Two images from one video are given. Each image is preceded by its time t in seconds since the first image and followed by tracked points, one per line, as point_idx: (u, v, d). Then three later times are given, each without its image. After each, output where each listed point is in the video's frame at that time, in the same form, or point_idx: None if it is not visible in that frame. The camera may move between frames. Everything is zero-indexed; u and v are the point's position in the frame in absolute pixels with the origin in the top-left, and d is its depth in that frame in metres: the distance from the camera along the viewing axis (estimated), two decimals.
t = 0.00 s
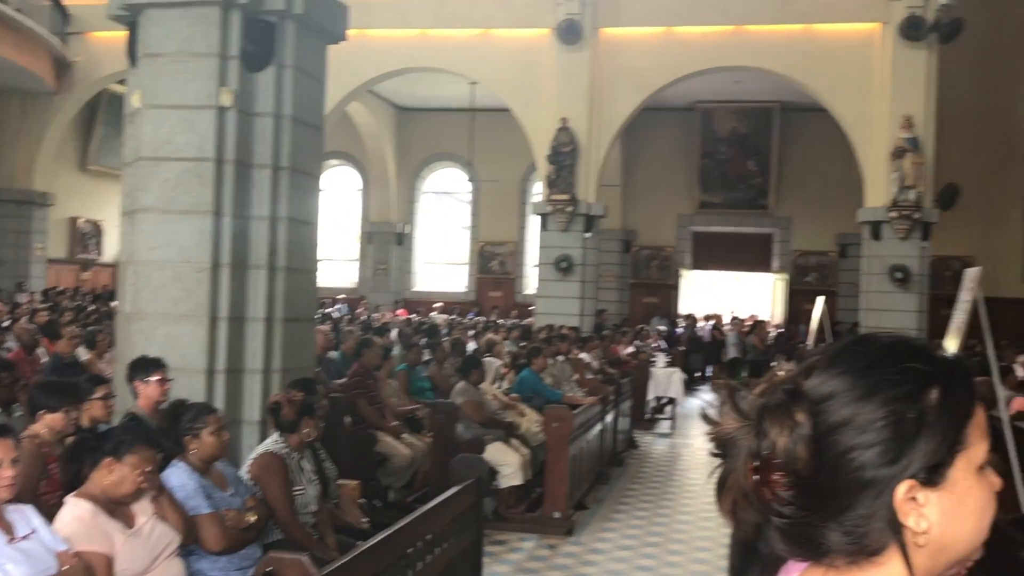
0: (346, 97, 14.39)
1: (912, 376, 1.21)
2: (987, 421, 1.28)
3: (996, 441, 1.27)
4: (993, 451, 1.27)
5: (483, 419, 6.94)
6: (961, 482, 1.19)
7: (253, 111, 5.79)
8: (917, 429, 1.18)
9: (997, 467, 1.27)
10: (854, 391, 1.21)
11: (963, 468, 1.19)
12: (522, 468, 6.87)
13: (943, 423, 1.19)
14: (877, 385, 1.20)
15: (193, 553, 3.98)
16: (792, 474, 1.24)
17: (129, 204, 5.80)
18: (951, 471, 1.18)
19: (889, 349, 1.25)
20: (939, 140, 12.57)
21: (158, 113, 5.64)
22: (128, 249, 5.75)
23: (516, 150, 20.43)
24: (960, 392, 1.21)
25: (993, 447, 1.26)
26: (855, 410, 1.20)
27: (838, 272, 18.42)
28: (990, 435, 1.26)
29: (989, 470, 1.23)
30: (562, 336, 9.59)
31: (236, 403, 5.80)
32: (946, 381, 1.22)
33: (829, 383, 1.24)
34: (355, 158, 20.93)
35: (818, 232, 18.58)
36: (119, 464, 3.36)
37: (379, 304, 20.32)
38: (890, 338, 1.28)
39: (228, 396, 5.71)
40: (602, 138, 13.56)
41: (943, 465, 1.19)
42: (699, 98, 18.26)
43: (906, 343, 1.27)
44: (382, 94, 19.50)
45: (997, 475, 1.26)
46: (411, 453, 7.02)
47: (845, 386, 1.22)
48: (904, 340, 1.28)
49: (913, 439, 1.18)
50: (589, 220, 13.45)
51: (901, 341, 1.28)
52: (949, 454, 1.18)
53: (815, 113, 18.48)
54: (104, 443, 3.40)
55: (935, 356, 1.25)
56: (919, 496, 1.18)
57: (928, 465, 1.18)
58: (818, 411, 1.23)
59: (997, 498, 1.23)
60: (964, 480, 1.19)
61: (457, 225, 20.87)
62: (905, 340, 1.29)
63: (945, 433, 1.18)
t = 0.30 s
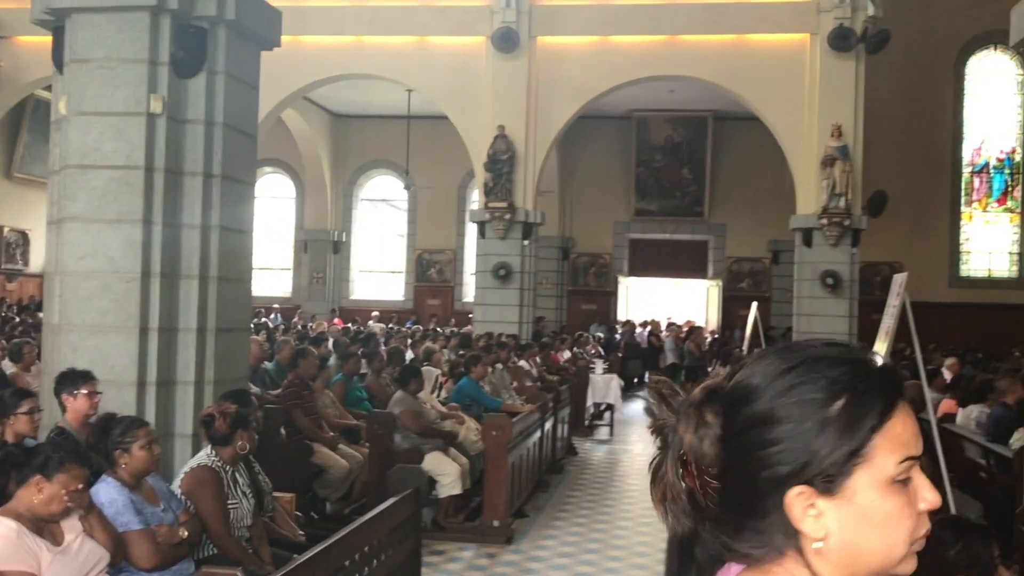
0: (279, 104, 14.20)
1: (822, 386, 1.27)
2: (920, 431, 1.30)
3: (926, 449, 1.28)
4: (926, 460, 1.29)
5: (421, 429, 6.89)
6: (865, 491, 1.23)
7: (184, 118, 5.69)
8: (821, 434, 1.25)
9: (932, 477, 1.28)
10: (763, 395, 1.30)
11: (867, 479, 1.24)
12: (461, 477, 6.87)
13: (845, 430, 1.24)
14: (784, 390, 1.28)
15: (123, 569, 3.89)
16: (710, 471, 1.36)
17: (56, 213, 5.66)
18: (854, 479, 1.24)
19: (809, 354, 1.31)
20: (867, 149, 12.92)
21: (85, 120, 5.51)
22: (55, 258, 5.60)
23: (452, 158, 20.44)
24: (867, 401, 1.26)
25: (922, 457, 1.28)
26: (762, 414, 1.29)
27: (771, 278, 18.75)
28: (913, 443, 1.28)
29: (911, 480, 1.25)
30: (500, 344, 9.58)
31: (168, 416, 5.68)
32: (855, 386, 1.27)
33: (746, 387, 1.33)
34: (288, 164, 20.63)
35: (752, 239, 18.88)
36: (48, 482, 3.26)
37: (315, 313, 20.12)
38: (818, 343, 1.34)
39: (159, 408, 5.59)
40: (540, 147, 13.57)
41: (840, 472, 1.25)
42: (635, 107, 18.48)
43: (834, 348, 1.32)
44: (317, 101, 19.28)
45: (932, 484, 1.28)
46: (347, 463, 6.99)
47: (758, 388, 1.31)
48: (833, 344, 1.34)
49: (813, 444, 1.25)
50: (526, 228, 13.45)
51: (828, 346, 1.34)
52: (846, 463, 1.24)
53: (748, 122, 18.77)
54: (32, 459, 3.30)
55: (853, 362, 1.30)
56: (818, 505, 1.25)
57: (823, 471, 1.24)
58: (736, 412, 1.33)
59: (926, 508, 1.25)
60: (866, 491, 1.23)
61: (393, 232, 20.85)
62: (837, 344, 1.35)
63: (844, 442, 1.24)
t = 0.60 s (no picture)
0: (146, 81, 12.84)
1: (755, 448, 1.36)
2: (882, 488, 1.33)
3: (875, 514, 1.31)
4: (884, 523, 1.32)
5: (317, 462, 5.90)
6: (789, 556, 1.32)
7: (30, 98, 4.96)
8: (745, 491, 1.35)
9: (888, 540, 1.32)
10: (704, 444, 1.42)
11: (795, 544, 1.32)
12: (366, 518, 5.83)
13: (769, 486, 1.33)
14: (722, 442, 1.40)
15: None
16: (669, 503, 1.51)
17: None
18: (777, 538, 1.33)
19: (758, 405, 1.39)
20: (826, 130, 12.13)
21: None
22: None
23: (350, 143, 18.61)
24: (797, 463, 1.32)
25: (884, 520, 1.32)
26: (703, 462, 1.42)
27: (720, 280, 18.01)
28: (856, 508, 1.31)
29: (849, 548, 1.31)
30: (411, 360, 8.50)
31: (12, 451, 4.89)
32: (790, 445, 1.34)
33: (700, 430, 1.45)
34: (156, 148, 18.61)
35: (693, 234, 18.10)
36: None
37: (190, 325, 18.24)
38: (779, 390, 1.41)
39: None
40: (455, 129, 12.50)
41: (765, 530, 1.35)
42: (565, 83, 17.63)
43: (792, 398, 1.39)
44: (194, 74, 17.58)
45: (888, 545, 1.33)
46: (230, 504, 5.87)
47: (712, 427, 1.42)
48: (794, 394, 1.40)
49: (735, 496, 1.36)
50: (440, 222, 12.37)
51: (789, 394, 1.40)
52: (766, 523, 1.34)
53: (690, 101, 18.01)
54: None
55: (797, 418, 1.35)
56: (742, 565, 1.38)
57: (744, 530, 1.36)
58: (686, 454, 1.46)
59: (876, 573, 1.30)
60: (800, 554, 1.32)
61: (282, 228, 18.98)
62: (805, 392, 1.40)
63: (765, 503, 1.34)
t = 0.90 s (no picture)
0: (110, 90, 12.75)
1: (707, 471, 1.31)
2: (834, 518, 1.29)
3: (823, 544, 1.27)
4: (836, 553, 1.28)
5: (283, 476, 5.89)
6: None
7: None
8: (701, 511, 1.30)
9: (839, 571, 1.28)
10: (667, 461, 1.37)
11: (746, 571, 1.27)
12: (332, 531, 5.85)
13: (725, 514, 1.28)
14: (678, 461, 1.35)
15: None
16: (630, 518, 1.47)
17: None
18: (727, 563, 1.29)
19: (717, 425, 1.34)
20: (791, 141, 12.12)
21: None
22: None
23: (317, 154, 18.50)
24: (753, 489, 1.27)
25: (834, 550, 1.27)
26: (664, 483, 1.36)
27: (687, 288, 18.05)
28: (807, 537, 1.27)
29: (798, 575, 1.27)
30: (377, 372, 8.48)
31: None
32: (746, 471, 1.29)
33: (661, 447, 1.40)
34: (121, 160, 18.45)
35: (663, 243, 18.18)
36: None
37: (155, 337, 18.00)
38: (740, 412, 1.35)
39: None
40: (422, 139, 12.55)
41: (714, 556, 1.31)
42: (532, 93, 17.67)
43: (753, 418, 1.34)
44: (157, 86, 17.48)
45: None
46: (196, 518, 5.82)
47: (668, 448, 1.37)
48: (757, 414, 1.35)
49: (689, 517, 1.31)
50: (407, 233, 12.34)
51: (750, 414, 1.35)
52: (718, 548, 1.29)
53: (656, 111, 18.11)
54: None
55: (756, 443, 1.30)
56: None
57: (694, 555, 1.32)
58: (646, 470, 1.42)
59: None
60: None
61: (248, 239, 18.86)
62: (766, 413, 1.36)
63: (717, 528, 1.29)
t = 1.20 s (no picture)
0: (84, 101, 12.67)
1: (692, 477, 1.38)
2: (812, 528, 1.31)
3: (795, 554, 1.30)
4: (814, 562, 1.30)
5: (261, 488, 5.84)
6: None
7: None
8: (684, 515, 1.37)
9: None
10: (661, 467, 1.45)
11: None
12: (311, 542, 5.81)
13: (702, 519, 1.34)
14: (673, 466, 1.42)
15: None
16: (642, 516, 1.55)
17: None
18: (705, 568, 1.35)
19: (710, 433, 1.40)
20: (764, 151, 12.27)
21: None
22: None
23: (292, 164, 18.45)
24: (727, 496, 1.33)
25: (810, 561, 1.30)
26: (658, 487, 1.44)
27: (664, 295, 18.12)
28: (780, 545, 1.30)
29: None
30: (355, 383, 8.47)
31: None
32: (719, 481, 1.34)
33: (662, 451, 1.47)
34: (95, 171, 18.35)
35: (642, 250, 18.23)
36: None
37: (131, 349, 17.91)
38: (735, 421, 1.40)
39: None
40: (395, 166, 12.41)
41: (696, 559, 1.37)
42: (508, 103, 17.68)
43: (742, 428, 1.39)
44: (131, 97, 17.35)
45: None
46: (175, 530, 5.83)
47: (666, 454, 1.44)
48: (746, 424, 1.39)
49: (671, 522, 1.39)
50: (384, 243, 12.31)
51: (740, 424, 1.40)
52: (696, 553, 1.36)
53: (632, 120, 18.16)
54: None
55: (735, 453, 1.35)
56: None
57: (678, 557, 1.39)
58: (649, 472, 1.49)
59: None
60: None
61: (224, 249, 18.81)
62: (754, 423, 1.40)
63: (695, 532, 1.36)
